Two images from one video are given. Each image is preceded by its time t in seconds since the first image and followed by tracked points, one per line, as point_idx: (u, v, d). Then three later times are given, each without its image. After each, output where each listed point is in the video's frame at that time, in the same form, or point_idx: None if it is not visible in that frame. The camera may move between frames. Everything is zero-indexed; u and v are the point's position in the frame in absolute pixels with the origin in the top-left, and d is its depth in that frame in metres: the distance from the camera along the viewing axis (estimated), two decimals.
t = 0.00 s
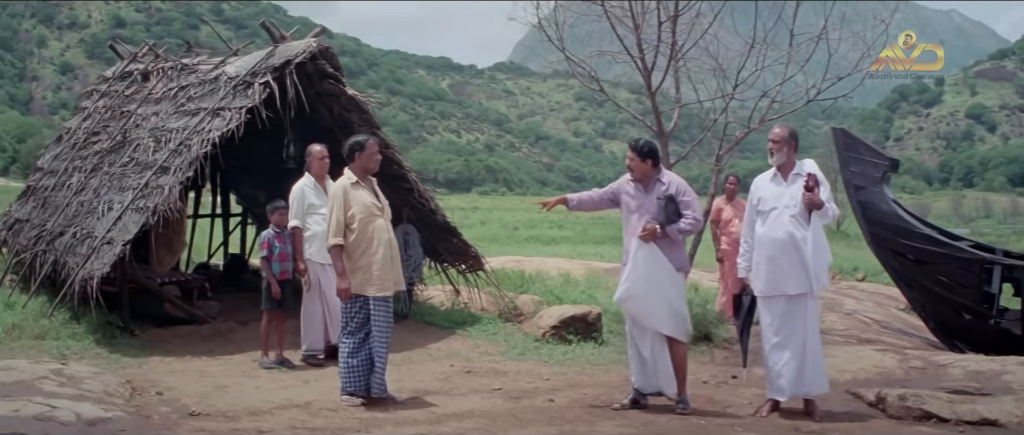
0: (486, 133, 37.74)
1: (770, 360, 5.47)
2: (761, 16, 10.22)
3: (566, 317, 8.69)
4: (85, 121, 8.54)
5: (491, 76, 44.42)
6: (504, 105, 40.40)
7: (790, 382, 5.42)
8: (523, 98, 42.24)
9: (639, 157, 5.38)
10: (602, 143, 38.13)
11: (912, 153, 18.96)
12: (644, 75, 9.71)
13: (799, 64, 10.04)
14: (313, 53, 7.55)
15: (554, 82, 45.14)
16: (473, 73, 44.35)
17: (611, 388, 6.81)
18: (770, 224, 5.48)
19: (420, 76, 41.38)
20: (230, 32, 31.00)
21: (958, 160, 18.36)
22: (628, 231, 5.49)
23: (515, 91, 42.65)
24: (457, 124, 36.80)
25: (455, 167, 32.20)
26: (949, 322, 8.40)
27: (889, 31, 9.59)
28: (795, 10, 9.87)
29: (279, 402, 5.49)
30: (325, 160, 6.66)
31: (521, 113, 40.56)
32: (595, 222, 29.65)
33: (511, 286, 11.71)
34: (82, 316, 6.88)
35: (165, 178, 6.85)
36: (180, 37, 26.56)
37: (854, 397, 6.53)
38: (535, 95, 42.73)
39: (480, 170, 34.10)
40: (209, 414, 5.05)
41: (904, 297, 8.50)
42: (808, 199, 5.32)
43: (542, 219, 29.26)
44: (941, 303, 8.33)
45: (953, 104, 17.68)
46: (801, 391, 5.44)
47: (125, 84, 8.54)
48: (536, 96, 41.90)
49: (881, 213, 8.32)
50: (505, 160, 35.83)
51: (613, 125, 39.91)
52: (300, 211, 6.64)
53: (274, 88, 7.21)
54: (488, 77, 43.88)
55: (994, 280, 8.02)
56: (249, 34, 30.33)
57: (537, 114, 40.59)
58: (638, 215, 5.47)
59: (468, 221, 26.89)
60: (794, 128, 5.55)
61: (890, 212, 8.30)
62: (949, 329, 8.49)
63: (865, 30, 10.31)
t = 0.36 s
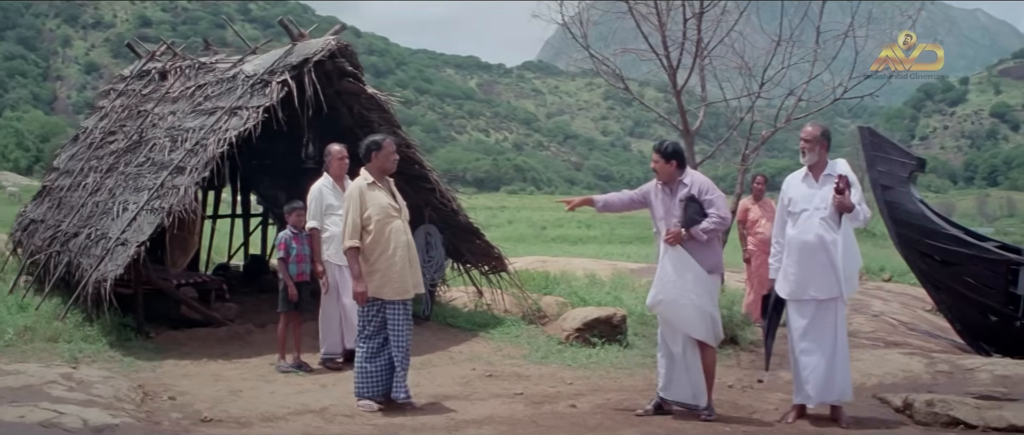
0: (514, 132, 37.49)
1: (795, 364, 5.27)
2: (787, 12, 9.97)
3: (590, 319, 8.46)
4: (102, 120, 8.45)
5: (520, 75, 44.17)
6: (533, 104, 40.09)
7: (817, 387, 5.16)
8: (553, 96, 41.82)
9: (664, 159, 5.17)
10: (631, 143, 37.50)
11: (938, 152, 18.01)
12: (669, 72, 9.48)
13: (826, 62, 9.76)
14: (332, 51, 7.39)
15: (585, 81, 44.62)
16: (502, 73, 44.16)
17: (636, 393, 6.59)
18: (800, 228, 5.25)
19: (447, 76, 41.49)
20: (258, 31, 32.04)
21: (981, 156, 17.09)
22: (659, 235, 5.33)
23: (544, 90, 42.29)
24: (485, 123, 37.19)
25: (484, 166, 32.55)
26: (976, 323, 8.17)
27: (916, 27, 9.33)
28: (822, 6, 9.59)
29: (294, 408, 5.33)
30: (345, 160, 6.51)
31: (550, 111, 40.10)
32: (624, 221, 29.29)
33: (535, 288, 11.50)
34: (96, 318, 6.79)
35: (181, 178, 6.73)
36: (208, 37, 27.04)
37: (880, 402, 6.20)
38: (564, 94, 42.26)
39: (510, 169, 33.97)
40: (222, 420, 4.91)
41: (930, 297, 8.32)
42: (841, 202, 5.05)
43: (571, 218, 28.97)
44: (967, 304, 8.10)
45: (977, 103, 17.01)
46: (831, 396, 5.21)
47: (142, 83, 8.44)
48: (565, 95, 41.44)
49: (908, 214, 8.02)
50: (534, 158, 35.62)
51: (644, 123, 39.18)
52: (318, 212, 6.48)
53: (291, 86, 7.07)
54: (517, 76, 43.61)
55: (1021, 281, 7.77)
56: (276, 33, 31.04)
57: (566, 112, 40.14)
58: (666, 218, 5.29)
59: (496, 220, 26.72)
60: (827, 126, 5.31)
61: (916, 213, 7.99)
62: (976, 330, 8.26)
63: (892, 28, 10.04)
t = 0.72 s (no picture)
0: (535, 131, 37.20)
1: (818, 368, 5.06)
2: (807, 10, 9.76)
3: (608, 322, 8.30)
4: (113, 120, 8.38)
5: (541, 74, 43.98)
6: (554, 103, 39.80)
7: (840, 395, 4.95)
8: (575, 95, 41.51)
9: (690, 154, 5.02)
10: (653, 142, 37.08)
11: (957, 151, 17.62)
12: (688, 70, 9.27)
13: (847, 61, 9.55)
14: (344, 49, 7.26)
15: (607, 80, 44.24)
16: (524, 73, 44.00)
17: (655, 399, 6.43)
18: (823, 230, 5.07)
19: (468, 76, 41.47)
20: (277, 30, 32.31)
21: (1001, 157, 15.76)
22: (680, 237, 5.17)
23: (566, 89, 42.02)
24: (506, 123, 37.11)
25: (505, 165, 32.41)
26: (997, 325, 8.07)
27: (937, 23, 9.10)
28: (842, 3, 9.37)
29: (303, 414, 5.21)
30: (356, 161, 6.38)
31: (572, 111, 39.78)
32: (646, 221, 29.00)
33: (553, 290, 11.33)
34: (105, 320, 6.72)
35: (190, 179, 6.63)
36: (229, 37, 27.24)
37: (901, 408, 5.96)
38: (586, 93, 41.92)
39: (531, 169, 33.85)
40: (228, 427, 4.80)
41: (951, 300, 8.16)
42: (864, 204, 4.88)
43: (592, 218, 28.72)
44: (990, 307, 7.99)
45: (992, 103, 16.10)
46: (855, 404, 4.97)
47: (154, 83, 8.37)
48: (587, 95, 41.10)
49: (929, 214, 7.78)
50: (554, 158, 35.38)
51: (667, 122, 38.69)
52: (329, 213, 6.33)
53: (304, 86, 6.94)
54: (538, 76, 43.42)
55: None
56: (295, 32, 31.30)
57: (588, 111, 39.80)
58: (688, 219, 5.13)
59: (517, 220, 26.54)
60: (853, 126, 5.12)
61: (937, 214, 7.76)
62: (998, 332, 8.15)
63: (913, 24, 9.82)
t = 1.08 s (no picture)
0: (531, 131, 37.09)
1: (816, 374, 4.98)
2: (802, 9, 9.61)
3: (601, 325, 8.24)
4: (101, 120, 8.31)
5: (538, 74, 43.93)
6: (550, 103, 39.75)
7: (840, 401, 4.87)
8: (571, 95, 41.44)
9: (667, 158, 4.96)
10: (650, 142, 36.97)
11: (952, 152, 17.74)
12: (683, 70, 9.21)
13: (844, 59, 9.35)
14: (332, 48, 7.16)
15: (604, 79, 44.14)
16: (520, 72, 43.97)
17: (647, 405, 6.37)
18: (822, 231, 5.01)
19: (464, 75, 41.47)
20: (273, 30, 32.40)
21: (993, 159, 16.86)
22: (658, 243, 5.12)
23: (562, 89, 41.94)
24: (502, 123, 37.18)
25: (501, 165, 32.36)
26: (997, 327, 7.98)
27: (935, 20, 8.85)
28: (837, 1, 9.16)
29: (288, 421, 5.14)
30: (343, 162, 6.30)
31: (567, 111, 39.64)
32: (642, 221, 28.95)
33: (547, 292, 11.27)
34: (90, 324, 6.66)
35: (176, 180, 6.56)
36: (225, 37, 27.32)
37: (900, 414, 5.89)
38: (582, 93, 41.82)
39: (527, 169, 33.88)
40: None
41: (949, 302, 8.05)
42: (865, 205, 4.81)
43: (587, 218, 28.68)
44: (989, 310, 7.88)
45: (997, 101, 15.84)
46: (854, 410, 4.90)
47: (142, 82, 8.29)
48: (583, 95, 41.03)
49: (927, 215, 7.67)
50: (550, 158, 35.32)
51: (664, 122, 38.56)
52: (317, 215, 6.31)
53: (291, 85, 6.85)
54: (534, 76, 43.36)
55: None
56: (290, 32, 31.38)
57: (585, 111, 39.71)
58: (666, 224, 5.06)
59: (512, 220, 26.44)
60: (853, 125, 5.07)
61: (936, 214, 7.65)
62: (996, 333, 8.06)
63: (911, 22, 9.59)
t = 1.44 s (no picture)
0: (501, 132, 36.98)
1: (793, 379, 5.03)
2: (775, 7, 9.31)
3: (566, 329, 8.26)
4: (66, 120, 8.24)
5: (507, 75, 43.99)
6: (520, 103, 39.78)
7: (819, 403, 4.93)
8: (540, 96, 41.48)
9: (582, 158, 5.02)
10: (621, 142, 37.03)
11: (925, 152, 17.81)
12: (653, 70, 9.25)
13: (816, 59, 9.04)
14: (294, 47, 7.12)
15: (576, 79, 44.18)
16: (490, 73, 43.99)
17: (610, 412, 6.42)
18: (798, 235, 5.05)
19: (434, 76, 41.48)
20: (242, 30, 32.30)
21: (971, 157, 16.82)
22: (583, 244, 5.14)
23: (532, 89, 41.96)
24: (472, 123, 37.22)
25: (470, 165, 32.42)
26: (973, 331, 8.08)
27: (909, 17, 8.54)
28: None
29: (249, 429, 5.12)
30: (305, 163, 6.24)
31: (537, 111, 39.32)
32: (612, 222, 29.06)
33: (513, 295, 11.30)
34: (51, 328, 6.61)
35: (138, 182, 6.51)
36: (195, 36, 27.22)
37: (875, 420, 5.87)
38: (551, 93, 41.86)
39: (496, 169, 34.65)
40: None
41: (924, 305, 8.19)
42: (843, 206, 4.89)
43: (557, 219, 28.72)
44: (966, 313, 7.99)
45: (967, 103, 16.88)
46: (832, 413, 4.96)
47: (107, 82, 8.22)
48: (553, 95, 41.08)
49: (903, 217, 7.91)
50: (520, 158, 35.35)
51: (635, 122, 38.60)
52: (277, 217, 6.23)
53: (253, 84, 6.81)
54: (504, 76, 43.37)
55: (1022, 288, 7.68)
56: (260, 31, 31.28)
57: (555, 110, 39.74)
58: (589, 226, 5.11)
59: (480, 221, 26.46)
60: (827, 127, 5.13)
61: (910, 216, 7.89)
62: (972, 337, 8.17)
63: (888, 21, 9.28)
